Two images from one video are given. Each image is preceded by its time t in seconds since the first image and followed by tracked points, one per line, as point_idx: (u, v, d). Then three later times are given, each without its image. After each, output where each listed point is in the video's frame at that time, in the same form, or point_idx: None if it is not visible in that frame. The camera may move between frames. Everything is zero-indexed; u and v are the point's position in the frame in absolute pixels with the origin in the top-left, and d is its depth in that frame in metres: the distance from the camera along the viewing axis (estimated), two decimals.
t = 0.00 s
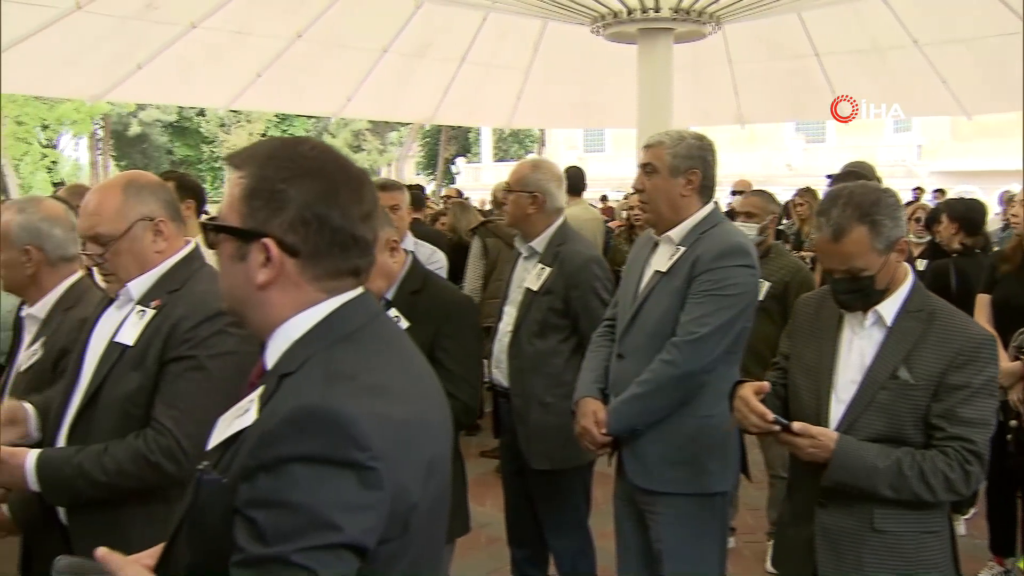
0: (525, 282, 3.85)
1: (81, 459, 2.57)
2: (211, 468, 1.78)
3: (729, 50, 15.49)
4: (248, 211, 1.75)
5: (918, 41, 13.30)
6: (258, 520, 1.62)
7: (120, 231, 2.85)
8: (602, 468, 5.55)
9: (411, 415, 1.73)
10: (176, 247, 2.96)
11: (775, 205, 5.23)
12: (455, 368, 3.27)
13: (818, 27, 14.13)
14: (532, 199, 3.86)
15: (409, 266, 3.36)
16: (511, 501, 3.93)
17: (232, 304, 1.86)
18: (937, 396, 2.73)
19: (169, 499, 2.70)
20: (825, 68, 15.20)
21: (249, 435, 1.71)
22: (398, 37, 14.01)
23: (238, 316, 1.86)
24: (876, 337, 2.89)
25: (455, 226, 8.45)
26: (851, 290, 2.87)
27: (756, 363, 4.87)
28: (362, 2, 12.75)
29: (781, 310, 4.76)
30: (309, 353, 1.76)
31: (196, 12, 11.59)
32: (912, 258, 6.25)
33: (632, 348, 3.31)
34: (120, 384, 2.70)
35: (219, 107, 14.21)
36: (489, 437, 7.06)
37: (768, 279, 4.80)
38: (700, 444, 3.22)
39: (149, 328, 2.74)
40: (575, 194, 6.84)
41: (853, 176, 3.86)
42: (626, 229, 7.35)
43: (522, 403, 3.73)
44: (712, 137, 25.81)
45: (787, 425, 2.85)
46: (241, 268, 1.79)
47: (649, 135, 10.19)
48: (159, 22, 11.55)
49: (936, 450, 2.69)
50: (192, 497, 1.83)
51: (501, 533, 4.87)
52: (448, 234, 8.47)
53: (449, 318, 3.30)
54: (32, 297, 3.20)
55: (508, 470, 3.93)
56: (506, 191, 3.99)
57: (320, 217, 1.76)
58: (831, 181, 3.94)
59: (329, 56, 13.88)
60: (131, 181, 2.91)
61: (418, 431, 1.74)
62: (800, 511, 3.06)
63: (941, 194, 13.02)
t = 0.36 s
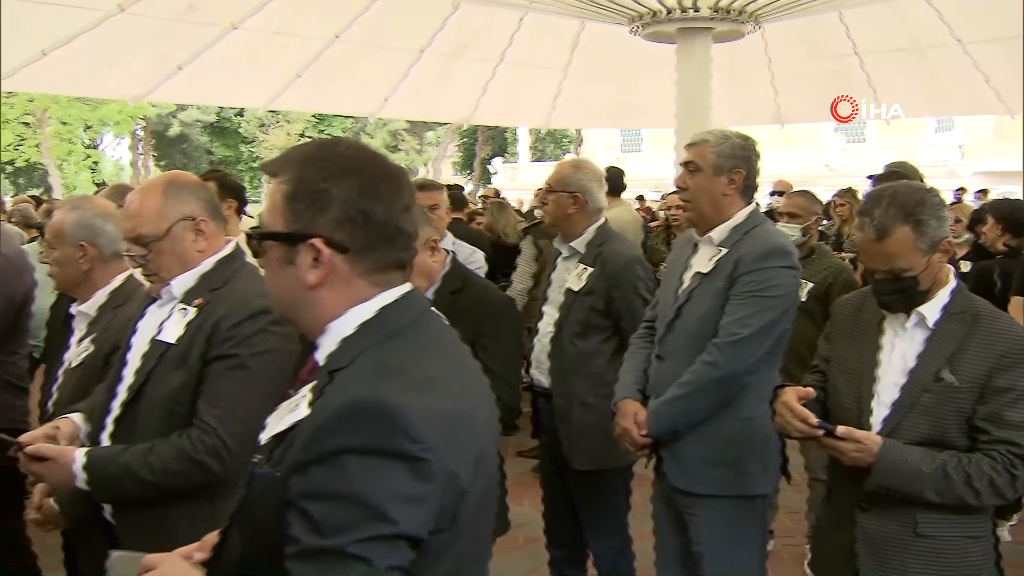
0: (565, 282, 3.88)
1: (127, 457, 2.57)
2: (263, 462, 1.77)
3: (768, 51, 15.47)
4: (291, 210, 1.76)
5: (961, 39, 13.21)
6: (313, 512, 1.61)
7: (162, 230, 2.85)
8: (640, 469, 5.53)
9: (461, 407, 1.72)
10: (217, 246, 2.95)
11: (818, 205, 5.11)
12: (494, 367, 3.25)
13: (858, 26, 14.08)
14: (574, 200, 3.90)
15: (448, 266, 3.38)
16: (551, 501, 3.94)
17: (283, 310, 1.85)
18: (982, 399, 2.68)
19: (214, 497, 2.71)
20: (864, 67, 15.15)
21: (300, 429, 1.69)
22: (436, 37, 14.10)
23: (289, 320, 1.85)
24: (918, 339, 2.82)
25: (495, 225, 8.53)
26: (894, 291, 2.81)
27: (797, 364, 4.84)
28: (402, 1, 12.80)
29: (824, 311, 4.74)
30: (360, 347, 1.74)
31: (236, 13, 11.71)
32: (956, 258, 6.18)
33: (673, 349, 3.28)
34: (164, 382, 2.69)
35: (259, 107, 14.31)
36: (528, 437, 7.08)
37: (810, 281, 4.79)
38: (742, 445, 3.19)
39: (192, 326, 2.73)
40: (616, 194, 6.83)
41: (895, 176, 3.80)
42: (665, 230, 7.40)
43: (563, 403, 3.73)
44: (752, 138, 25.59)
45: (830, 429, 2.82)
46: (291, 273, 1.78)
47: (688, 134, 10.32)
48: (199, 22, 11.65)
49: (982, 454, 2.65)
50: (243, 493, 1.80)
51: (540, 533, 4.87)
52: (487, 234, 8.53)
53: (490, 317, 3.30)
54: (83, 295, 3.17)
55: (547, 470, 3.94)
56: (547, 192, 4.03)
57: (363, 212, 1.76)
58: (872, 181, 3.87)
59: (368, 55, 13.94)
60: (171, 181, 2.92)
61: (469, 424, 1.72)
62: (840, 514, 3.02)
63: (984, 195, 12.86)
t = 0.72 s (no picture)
0: (617, 283, 3.87)
1: (192, 460, 2.66)
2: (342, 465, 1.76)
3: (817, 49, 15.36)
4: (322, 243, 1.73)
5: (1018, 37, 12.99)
6: (397, 510, 1.60)
7: (216, 233, 2.87)
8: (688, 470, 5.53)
9: (533, 402, 1.73)
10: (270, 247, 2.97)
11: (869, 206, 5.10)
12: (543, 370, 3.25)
13: (912, 24, 13.84)
14: (626, 199, 3.89)
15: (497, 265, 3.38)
16: (600, 503, 3.99)
17: (352, 347, 1.79)
18: None
19: (273, 497, 2.77)
20: (916, 65, 14.91)
21: (378, 426, 1.69)
22: (484, 37, 13.97)
23: (354, 349, 1.79)
24: (975, 343, 2.74)
25: (541, 226, 8.58)
26: (950, 293, 2.72)
27: (849, 367, 4.79)
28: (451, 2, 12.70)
29: (875, 313, 4.70)
30: (429, 344, 1.72)
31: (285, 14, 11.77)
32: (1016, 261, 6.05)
33: (723, 352, 3.24)
34: (223, 383, 2.75)
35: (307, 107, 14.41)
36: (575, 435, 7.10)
37: (861, 282, 4.74)
38: (794, 448, 3.12)
39: (250, 328, 2.76)
40: (665, 194, 6.81)
41: (952, 176, 3.74)
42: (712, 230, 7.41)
43: (615, 403, 3.75)
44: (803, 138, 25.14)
45: (882, 435, 2.76)
46: (350, 305, 1.73)
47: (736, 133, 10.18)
48: (249, 25, 11.70)
49: None
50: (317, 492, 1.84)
51: (586, 533, 4.89)
52: (535, 233, 8.56)
53: (540, 317, 3.30)
54: (140, 294, 3.22)
55: (596, 471, 3.98)
56: (596, 192, 4.02)
57: (387, 204, 1.76)
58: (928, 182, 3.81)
59: (415, 56, 13.86)
60: (222, 183, 2.95)
61: (542, 419, 1.73)
62: (895, 518, 2.96)
63: None
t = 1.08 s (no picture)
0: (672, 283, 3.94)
1: (258, 459, 2.82)
2: (414, 474, 1.73)
3: (875, 47, 15.17)
4: (379, 249, 1.71)
5: None
6: (478, 509, 1.59)
7: (279, 234, 2.94)
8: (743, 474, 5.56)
9: (601, 397, 1.74)
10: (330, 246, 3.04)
11: (929, 208, 5.07)
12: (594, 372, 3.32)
13: (973, 21, 13.55)
14: (681, 198, 3.92)
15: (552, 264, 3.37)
16: (649, 505, 4.10)
17: (415, 352, 1.76)
18: None
19: (336, 496, 2.94)
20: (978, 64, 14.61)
21: (451, 428, 1.68)
22: (536, 38, 13.99)
23: (418, 354, 1.77)
24: None
25: (595, 226, 8.49)
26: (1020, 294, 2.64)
27: (907, 371, 4.75)
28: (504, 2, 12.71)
29: (935, 317, 4.64)
30: (498, 340, 1.72)
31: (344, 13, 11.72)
32: None
33: (778, 356, 3.17)
34: (287, 384, 2.89)
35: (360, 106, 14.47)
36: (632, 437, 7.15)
37: (920, 285, 4.69)
38: (854, 452, 3.06)
39: (314, 327, 2.90)
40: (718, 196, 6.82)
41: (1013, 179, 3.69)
42: (766, 231, 7.41)
43: (670, 404, 3.83)
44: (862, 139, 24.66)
45: (943, 444, 2.69)
46: (411, 312, 1.71)
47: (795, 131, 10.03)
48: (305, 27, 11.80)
49: None
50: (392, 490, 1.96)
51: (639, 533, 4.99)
52: (587, 232, 8.52)
53: (597, 316, 3.30)
54: (199, 291, 3.34)
55: (645, 474, 4.08)
56: (652, 192, 4.06)
57: (440, 206, 1.76)
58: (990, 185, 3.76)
59: (466, 57, 13.91)
60: (282, 184, 3.00)
61: (609, 414, 1.74)
62: (956, 526, 2.88)
63: None
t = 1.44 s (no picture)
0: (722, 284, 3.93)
1: (317, 459, 2.87)
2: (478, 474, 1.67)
3: (931, 46, 15.02)
4: (444, 247, 1.67)
5: None
6: (545, 507, 1.53)
7: (337, 234, 2.95)
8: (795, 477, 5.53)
9: (666, 397, 1.67)
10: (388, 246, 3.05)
11: (991, 208, 5.05)
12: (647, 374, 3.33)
13: None
14: (732, 197, 3.93)
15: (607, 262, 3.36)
16: (700, 508, 4.10)
17: (475, 352, 1.72)
18: None
19: (393, 495, 2.99)
20: None
21: (514, 429, 1.63)
22: (587, 37, 14.03)
23: (480, 355, 1.71)
24: None
25: (648, 226, 8.21)
26: None
27: (966, 375, 4.69)
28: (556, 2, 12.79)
29: (996, 320, 4.58)
30: (560, 339, 1.66)
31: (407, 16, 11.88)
32: None
33: (835, 359, 3.09)
34: (346, 384, 2.93)
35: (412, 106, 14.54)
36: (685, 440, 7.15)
37: (981, 287, 4.63)
38: (914, 457, 3.01)
39: (371, 329, 2.93)
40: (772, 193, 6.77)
41: None
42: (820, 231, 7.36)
43: (723, 405, 3.82)
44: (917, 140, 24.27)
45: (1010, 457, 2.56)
46: (477, 309, 1.67)
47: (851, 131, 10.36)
48: (357, 27, 11.95)
49: None
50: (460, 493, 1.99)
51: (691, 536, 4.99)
52: (640, 234, 8.19)
53: (652, 316, 3.29)
54: (259, 290, 3.41)
55: (696, 476, 4.08)
56: (702, 193, 4.05)
57: (507, 206, 1.71)
58: None
59: (517, 57, 13.98)
60: (340, 183, 3.01)
61: (675, 415, 1.67)
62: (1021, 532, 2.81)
63: None
